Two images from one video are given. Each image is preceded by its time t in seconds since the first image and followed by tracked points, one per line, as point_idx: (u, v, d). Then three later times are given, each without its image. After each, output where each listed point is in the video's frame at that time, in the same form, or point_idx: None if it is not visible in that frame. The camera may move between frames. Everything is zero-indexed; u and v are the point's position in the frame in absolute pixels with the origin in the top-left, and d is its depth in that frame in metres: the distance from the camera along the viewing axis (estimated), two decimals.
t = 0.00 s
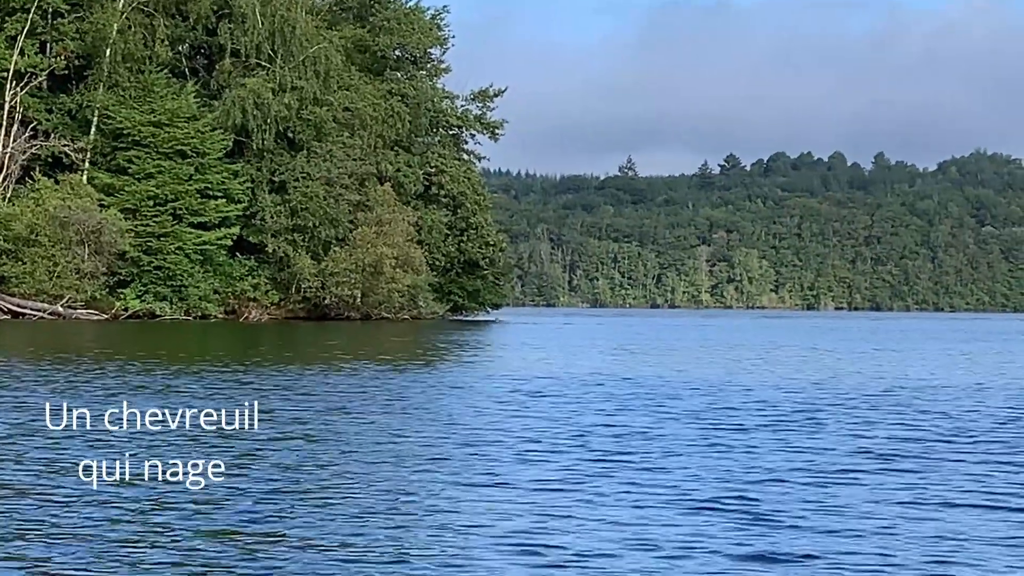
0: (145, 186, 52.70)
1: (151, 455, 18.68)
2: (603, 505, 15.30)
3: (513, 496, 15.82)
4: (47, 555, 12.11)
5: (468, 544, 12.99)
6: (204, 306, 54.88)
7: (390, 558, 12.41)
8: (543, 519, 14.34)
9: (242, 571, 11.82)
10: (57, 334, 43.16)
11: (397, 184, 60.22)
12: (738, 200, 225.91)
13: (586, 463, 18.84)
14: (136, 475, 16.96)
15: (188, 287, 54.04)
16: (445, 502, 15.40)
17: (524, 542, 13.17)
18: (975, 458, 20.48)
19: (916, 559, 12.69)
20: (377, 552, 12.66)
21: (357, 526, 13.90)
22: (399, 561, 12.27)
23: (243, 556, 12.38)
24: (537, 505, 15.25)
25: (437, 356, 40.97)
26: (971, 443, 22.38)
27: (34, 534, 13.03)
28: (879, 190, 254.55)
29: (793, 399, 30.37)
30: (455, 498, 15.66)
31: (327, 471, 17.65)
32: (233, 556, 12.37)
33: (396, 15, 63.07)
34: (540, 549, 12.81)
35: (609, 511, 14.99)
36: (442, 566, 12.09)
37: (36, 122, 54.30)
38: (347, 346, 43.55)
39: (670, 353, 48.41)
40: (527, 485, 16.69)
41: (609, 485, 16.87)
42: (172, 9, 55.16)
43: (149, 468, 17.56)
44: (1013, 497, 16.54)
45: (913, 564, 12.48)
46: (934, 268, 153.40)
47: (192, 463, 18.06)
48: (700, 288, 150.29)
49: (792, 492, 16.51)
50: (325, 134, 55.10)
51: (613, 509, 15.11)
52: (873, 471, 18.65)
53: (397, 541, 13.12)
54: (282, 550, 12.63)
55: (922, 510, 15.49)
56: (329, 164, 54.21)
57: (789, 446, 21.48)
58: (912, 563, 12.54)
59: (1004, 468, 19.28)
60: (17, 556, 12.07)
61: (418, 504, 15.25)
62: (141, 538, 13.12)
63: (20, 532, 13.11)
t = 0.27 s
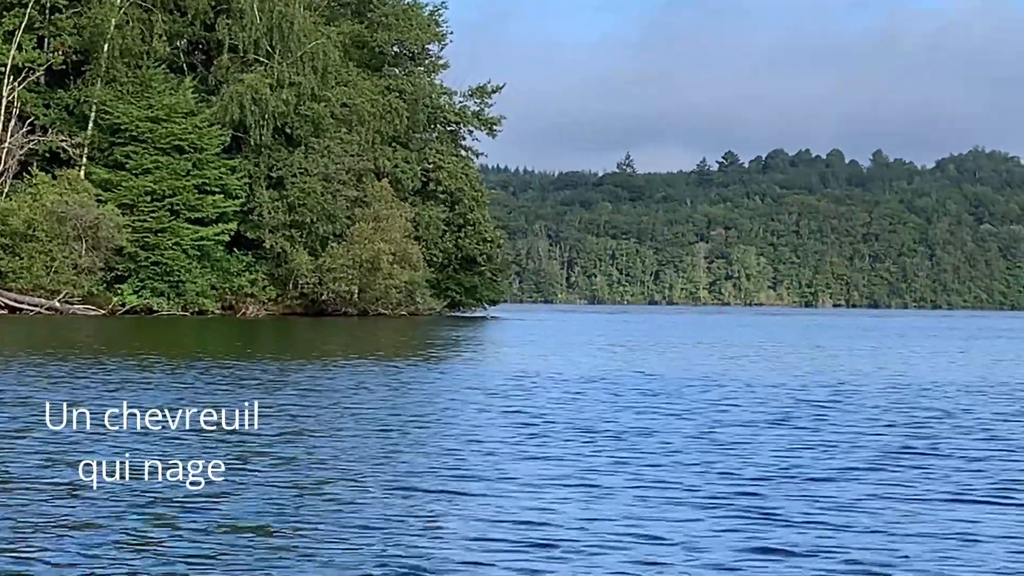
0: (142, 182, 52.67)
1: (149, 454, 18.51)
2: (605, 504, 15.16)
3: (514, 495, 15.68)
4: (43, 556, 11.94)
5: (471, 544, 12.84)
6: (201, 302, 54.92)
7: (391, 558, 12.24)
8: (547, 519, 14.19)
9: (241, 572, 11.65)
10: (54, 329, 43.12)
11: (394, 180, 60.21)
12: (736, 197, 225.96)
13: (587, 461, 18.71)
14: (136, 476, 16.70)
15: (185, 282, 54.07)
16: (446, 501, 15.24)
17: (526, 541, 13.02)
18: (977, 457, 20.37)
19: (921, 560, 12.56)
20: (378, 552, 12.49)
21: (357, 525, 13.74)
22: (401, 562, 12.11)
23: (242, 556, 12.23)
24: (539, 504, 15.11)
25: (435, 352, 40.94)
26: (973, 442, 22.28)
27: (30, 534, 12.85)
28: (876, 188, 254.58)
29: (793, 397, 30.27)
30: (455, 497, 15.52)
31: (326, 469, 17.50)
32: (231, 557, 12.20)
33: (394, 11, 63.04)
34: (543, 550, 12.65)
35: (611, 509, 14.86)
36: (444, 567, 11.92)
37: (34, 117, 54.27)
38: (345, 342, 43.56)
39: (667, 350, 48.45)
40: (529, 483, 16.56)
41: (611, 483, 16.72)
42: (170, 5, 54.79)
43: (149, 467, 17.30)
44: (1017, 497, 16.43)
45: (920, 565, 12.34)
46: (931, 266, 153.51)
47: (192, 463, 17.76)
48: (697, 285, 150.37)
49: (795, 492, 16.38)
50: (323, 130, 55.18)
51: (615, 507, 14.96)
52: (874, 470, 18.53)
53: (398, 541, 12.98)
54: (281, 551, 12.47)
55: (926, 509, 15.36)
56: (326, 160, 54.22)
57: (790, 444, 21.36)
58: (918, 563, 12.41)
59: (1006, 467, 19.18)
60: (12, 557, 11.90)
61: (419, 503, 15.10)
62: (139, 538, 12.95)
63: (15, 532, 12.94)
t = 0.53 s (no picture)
0: (140, 180, 52.71)
1: (147, 454, 18.46)
2: (605, 504, 15.13)
3: (514, 494, 15.64)
4: (43, 556, 11.90)
5: (471, 544, 12.81)
6: (199, 300, 54.90)
7: (392, 558, 12.20)
8: (548, 518, 14.15)
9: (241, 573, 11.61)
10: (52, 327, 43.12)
11: (392, 178, 60.19)
12: (734, 196, 226.00)
13: (586, 460, 18.68)
14: (136, 476, 16.63)
15: (183, 280, 54.01)
16: (447, 500, 15.20)
17: (528, 541, 12.99)
18: (977, 456, 20.35)
19: (923, 560, 12.53)
20: (379, 552, 12.45)
21: (358, 525, 13.69)
22: (402, 562, 12.06)
23: (242, 556, 12.19)
24: (539, 503, 15.08)
25: (433, 351, 40.92)
26: (972, 441, 22.26)
27: (29, 535, 12.79)
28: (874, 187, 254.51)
29: (792, 396, 30.27)
30: (456, 496, 15.49)
31: (326, 469, 17.46)
32: (231, 557, 12.16)
33: (392, 9, 63.02)
34: (544, 549, 12.62)
35: (612, 508, 14.83)
36: (446, 567, 11.89)
37: (32, 115, 54.24)
38: (343, 340, 43.54)
39: (665, 349, 48.43)
40: (529, 483, 16.53)
41: (611, 482, 16.68)
42: (167, 3, 54.69)
43: (149, 467, 17.22)
44: (1016, 496, 16.38)
45: (922, 565, 12.31)
46: (930, 264, 153.53)
47: (192, 463, 17.67)
48: (696, 283, 150.45)
49: (795, 491, 16.35)
50: (320, 128, 55.20)
51: (616, 507, 14.93)
52: (873, 469, 18.49)
53: (399, 541, 12.94)
54: (282, 551, 12.43)
55: (926, 509, 15.31)
56: (324, 158, 54.23)
57: (789, 443, 21.34)
58: (920, 563, 12.38)
59: (1006, 466, 19.15)
60: (11, 558, 11.85)
61: (419, 503, 15.07)
62: (139, 538, 12.91)
63: (14, 532, 12.89)
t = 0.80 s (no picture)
0: (137, 179, 52.69)
1: (146, 454, 18.44)
2: (606, 503, 15.10)
3: (514, 494, 15.61)
4: (42, 557, 11.86)
5: (473, 544, 12.77)
6: (197, 299, 54.90)
7: (393, 558, 12.17)
8: (549, 518, 14.13)
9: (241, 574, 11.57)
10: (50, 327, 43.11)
11: (390, 177, 60.19)
12: (733, 194, 226.05)
13: (586, 459, 18.66)
14: (136, 476, 16.59)
15: (181, 280, 53.98)
16: (445, 499, 15.20)
17: (529, 541, 12.96)
18: (977, 454, 20.33)
19: (925, 559, 12.50)
20: (380, 552, 12.42)
21: (358, 525, 13.66)
22: (403, 561, 12.06)
23: (242, 557, 12.16)
24: (539, 502, 15.05)
25: (431, 350, 40.90)
26: (972, 439, 22.24)
27: (27, 536, 12.76)
28: (873, 186, 254.57)
29: (790, 394, 30.26)
30: (455, 495, 15.46)
31: (325, 468, 17.46)
32: (231, 558, 12.13)
33: (389, 8, 62.97)
34: (546, 549, 12.59)
35: (612, 508, 14.79)
36: (447, 567, 11.86)
37: (29, 114, 54.19)
38: (342, 340, 43.49)
39: (662, 347, 48.47)
40: (529, 482, 16.50)
41: (612, 482, 16.65)
42: (165, 2, 54.67)
43: (148, 468, 17.19)
44: (1013, 495, 16.38)
45: (925, 564, 12.28)
46: (928, 263, 153.58)
47: (192, 463, 17.62)
48: (694, 282, 150.50)
49: (796, 490, 16.32)
50: (318, 127, 55.19)
51: (617, 506, 14.90)
52: (870, 468, 18.49)
53: (400, 541, 12.90)
54: (282, 552, 12.40)
55: (923, 507, 15.32)
56: (322, 157, 54.24)
57: (789, 442, 21.33)
58: (923, 563, 12.35)
59: (1007, 465, 19.13)
60: (11, 558, 11.82)
61: (419, 502, 15.04)
62: (139, 539, 12.87)
63: (13, 533, 12.86)
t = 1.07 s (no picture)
0: (136, 178, 52.68)
1: (145, 453, 18.42)
2: (605, 503, 15.03)
3: (513, 494, 15.54)
4: (37, 558, 11.81)
5: (471, 544, 12.70)
6: (195, 298, 54.90)
7: (391, 559, 12.10)
8: (548, 518, 14.05)
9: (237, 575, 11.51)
10: (48, 327, 43.11)
11: (388, 176, 60.19)
12: (732, 193, 226.09)
13: (584, 459, 18.60)
14: (134, 476, 16.54)
15: (180, 279, 53.98)
16: (444, 498, 15.20)
17: (527, 541, 12.89)
18: (978, 453, 20.25)
19: (925, 559, 12.42)
20: (378, 552, 12.35)
21: (356, 526, 13.59)
22: (403, 560, 12.05)
23: (238, 558, 12.09)
24: (538, 502, 14.98)
25: (430, 349, 40.91)
26: (972, 438, 22.17)
27: (26, 535, 12.74)
28: (871, 184, 254.53)
29: (790, 393, 30.21)
30: (454, 495, 15.39)
31: (324, 468, 17.45)
32: (227, 558, 12.06)
33: (387, 7, 62.94)
34: (544, 549, 12.54)
35: (612, 508, 14.72)
36: (445, 567, 11.79)
37: (28, 114, 54.18)
38: (341, 339, 43.49)
39: (661, 346, 48.49)
40: (528, 482, 16.43)
41: (611, 481, 16.58)
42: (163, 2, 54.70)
43: (147, 467, 17.14)
44: (1012, 493, 16.39)
45: (925, 565, 12.19)
46: (927, 262, 153.58)
47: (192, 463, 17.56)
48: (693, 281, 150.47)
49: (796, 490, 16.26)
50: (316, 126, 55.23)
51: (616, 506, 14.83)
52: (869, 466, 18.50)
53: (397, 541, 12.83)
54: (278, 553, 12.32)
55: (921, 506, 15.32)
56: (320, 156, 54.27)
57: (789, 441, 21.26)
58: (923, 563, 12.27)
59: (1008, 464, 19.05)
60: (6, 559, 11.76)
61: (417, 502, 14.97)
62: (135, 539, 12.81)
63: (9, 534, 12.82)
